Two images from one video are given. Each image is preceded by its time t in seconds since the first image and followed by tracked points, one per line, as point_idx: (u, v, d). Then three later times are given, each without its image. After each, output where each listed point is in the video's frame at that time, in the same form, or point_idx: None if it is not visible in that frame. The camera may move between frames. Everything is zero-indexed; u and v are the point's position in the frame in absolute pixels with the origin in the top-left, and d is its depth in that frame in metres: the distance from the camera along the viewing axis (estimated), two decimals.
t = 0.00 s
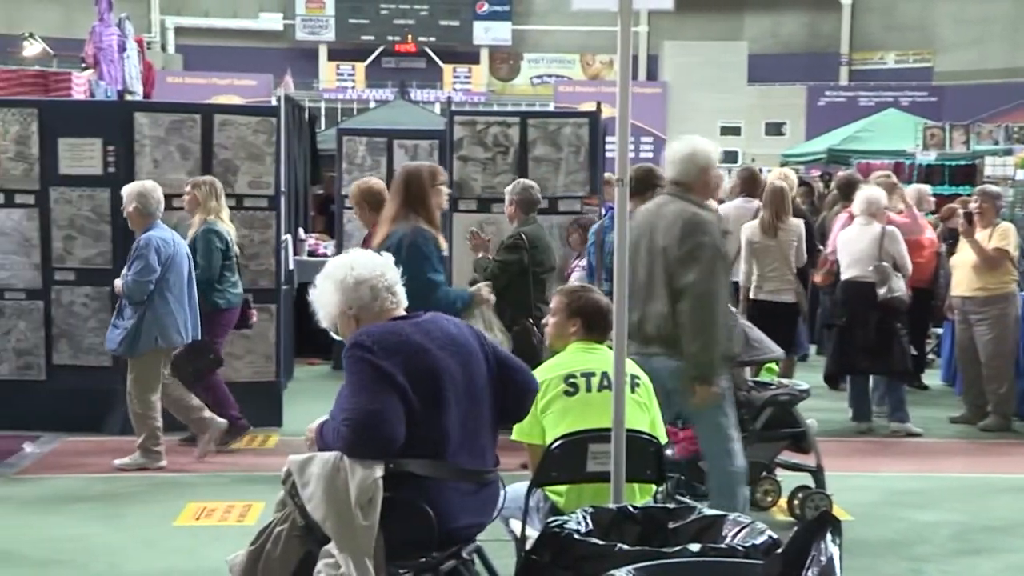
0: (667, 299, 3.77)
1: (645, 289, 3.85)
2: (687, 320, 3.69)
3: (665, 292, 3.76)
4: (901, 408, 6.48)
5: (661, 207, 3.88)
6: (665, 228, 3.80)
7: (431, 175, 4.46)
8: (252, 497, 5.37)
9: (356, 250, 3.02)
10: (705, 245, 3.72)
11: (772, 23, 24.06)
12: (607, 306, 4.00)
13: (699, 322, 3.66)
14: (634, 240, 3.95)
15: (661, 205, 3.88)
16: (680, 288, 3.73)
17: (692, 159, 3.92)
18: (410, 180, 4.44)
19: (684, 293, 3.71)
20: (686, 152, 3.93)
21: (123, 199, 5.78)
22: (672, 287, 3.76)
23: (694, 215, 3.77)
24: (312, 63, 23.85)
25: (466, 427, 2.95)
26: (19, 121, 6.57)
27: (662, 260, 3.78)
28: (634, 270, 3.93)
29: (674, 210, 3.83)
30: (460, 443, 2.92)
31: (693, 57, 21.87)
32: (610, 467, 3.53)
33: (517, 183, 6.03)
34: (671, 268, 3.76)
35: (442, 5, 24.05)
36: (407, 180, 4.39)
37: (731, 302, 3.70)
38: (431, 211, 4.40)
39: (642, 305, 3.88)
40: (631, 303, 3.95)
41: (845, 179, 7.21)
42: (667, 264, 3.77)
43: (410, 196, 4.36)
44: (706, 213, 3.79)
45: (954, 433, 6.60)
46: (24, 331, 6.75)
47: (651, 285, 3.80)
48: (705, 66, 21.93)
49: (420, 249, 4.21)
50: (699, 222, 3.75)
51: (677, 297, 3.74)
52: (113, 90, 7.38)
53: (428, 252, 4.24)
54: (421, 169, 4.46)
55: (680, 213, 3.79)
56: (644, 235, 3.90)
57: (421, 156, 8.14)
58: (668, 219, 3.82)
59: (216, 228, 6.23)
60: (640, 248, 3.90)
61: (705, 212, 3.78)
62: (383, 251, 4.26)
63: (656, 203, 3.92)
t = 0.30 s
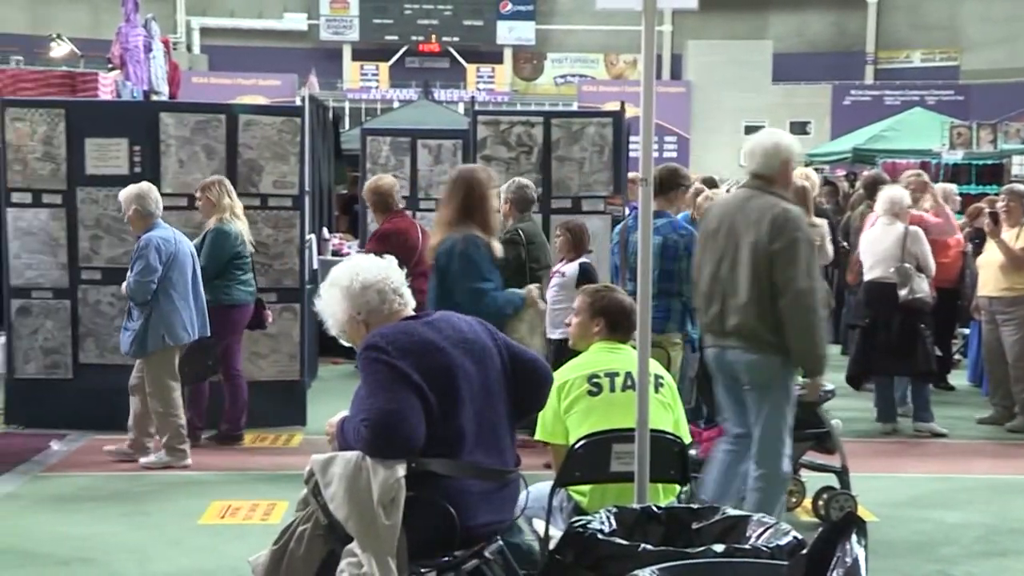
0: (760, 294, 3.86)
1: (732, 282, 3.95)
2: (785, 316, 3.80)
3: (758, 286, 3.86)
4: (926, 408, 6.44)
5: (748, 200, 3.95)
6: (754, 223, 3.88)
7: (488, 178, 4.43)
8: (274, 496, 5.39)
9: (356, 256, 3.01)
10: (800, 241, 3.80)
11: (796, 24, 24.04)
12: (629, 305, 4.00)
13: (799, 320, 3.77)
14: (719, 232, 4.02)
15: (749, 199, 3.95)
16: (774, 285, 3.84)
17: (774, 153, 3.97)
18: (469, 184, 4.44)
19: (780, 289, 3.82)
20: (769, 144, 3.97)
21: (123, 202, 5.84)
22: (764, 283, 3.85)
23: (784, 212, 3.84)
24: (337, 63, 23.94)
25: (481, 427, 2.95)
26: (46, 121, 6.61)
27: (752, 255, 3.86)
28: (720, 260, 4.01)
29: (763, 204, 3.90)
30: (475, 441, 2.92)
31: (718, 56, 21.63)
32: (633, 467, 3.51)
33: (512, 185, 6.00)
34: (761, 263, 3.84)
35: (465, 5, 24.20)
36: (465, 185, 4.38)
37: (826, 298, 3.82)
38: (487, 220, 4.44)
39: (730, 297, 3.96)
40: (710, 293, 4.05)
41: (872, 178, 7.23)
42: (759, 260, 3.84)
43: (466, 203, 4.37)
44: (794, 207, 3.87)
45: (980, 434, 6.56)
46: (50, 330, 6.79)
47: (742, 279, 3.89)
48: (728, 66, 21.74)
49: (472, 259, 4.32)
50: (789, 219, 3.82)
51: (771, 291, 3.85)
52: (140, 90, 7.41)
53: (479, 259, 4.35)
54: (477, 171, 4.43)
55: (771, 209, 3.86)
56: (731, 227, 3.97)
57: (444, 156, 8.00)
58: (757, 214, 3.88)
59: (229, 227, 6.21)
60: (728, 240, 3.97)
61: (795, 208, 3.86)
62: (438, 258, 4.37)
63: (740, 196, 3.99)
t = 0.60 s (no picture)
0: (833, 296, 3.86)
1: (802, 287, 3.94)
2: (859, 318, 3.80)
3: (832, 288, 3.86)
4: (958, 409, 6.39)
5: (815, 203, 3.95)
6: (823, 226, 3.88)
7: (559, 178, 4.39)
8: (302, 496, 5.41)
9: (394, 255, 3.03)
10: (871, 244, 3.80)
11: (827, 23, 23.94)
12: (656, 305, 3.98)
13: (875, 322, 3.77)
14: (785, 235, 4.02)
15: (816, 202, 3.95)
16: (845, 286, 3.84)
17: (840, 156, 3.97)
18: (543, 184, 4.38)
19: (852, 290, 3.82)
20: (838, 147, 3.97)
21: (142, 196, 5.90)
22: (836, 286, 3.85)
23: (855, 214, 3.83)
24: (366, 64, 24.04)
25: (510, 430, 2.95)
26: (79, 123, 6.67)
27: (823, 257, 3.86)
28: (787, 262, 4.01)
29: (832, 207, 3.89)
30: (503, 443, 2.92)
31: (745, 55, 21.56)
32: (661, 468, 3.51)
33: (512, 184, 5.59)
34: (833, 265, 3.85)
35: (495, 5, 24.29)
36: (535, 187, 4.34)
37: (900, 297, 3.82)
38: (563, 220, 4.37)
39: (799, 300, 3.95)
40: (779, 297, 4.03)
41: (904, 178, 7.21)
42: (830, 264, 3.85)
43: (539, 204, 4.32)
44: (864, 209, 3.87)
45: (1013, 436, 6.50)
46: (82, 330, 6.84)
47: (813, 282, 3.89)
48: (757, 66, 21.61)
49: (547, 260, 4.23)
50: (860, 222, 3.82)
51: (844, 293, 3.85)
52: (171, 91, 7.44)
53: (553, 259, 4.26)
54: (547, 172, 4.39)
55: (841, 212, 3.86)
56: (798, 229, 3.97)
57: (472, 156, 8.16)
58: (826, 217, 3.88)
59: (238, 231, 6.22)
60: (796, 244, 3.97)
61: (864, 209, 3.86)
62: (512, 260, 4.31)
63: (807, 199, 3.99)
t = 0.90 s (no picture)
0: (899, 295, 3.84)
1: (871, 286, 3.92)
2: (925, 313, 3.75)
3: (897, 288, 3.84)
4: (986, 410, 6.35)
5: (879, 204, 3.95)
6: (887, 227, 3.88)
7: (632, 180, 4.47)
8: (327, 495, 5.42)
9: (449, 245, 3.02)
10: (935, 241, 3.78)
11: (855, 22, 23.84)
12: (683, 305, 3.97)
13: (940, 316, 3.72)
14: (851, 239, 4.03)
15: (880, 203, 3.95)
16: (912, 284, 3.81)
17: (903, 157, 3.97)
18: (616, 185, 4.47)
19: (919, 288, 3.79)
20: (901, 147, 3.98)
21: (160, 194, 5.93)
22: (902, 283, 3.83)
23: (918, 213, 3.83)
24: (391, 64, 24.13)
25: (544, 431, 2.94)
26: (107, 123, 6.71)
27: (888, 256, 3.85)
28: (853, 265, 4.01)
29: (897, 207, 3.89)
30: (534, 445, 2.91)
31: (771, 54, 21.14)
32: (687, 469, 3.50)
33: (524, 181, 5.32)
34: (898, 264, 3.83)
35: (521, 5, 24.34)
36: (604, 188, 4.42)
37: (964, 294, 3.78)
38: (632, 221, 4.46)
39: (866, 301, 3.94)
40: (850, 301, 4.01)
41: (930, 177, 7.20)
42: (895, 262, 3.84)
43: (608, 204, 4.41)
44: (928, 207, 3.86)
45: None
46: (110, 329, 6.90)
47: (879, 282, 3.88)
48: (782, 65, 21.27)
49: (614, 260, 4.34)
50: (923, 219, 3.81)
51: (910, 292, 3.83)
52: (197, 92, 7.47)
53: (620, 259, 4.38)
54: (614, 172, 4.47)
55: (906, 211, 3.86)
56: (864, 230, 3.97)
57: (498, 156, 8.17)
58: (890, 217, 3.89)
59: (244, 228, 6.27)
60: (861, 246, 3.97)
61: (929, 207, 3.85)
62: (580, 259, 4.42)
63: (872, 201, 3.99)
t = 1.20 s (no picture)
0: (963, 292, 3.92)
1: (934, 281, 3.98)
2: (990, 312, 3.85)
3: (961, 284, 3.91)
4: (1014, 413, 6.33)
5: (941, 201, 4.00)
6: (949, 224, 3.93)
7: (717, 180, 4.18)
8: (353, 493, 5.46)
9: (500, 241, 3.03)
10: (999, 238, 3.85)
11: (883, 20, 23.74)
12: (708, 305, 3.96)
13: (1006, 316, 3.82)
14: (911, 234, 4.08)
15: (942, 199, 3.99)
16: (977, 281, 3.89)
17: (966, 155, 3.98)
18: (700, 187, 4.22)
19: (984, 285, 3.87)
20: (966, 145, 3.98)
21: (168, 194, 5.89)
22: (966, 281, 3.91)
23: (982, 210, 3.89)
24: (417, 64, 24.19)
25: (574, 435, 2.92)
26: (134, 124, 6.73)
27: (952, 252, 3.92)
28: (914, 259, 4.06)
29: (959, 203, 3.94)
30: (563, 450, 2.89)
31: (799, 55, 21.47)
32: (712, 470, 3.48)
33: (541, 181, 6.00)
34: (962, 261, 3.91)
35: (546, 5, 24.39)
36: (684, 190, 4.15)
37: None
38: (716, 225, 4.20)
39: (929, 296, 4.00)
40: (909, 296, 4.07)
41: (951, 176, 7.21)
42: (959, 259, 3.91)
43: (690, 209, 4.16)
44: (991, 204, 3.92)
45: None
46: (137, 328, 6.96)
47: (942, 277, 3.95)
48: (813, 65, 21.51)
49: (696, 270, 4.13)
50: (988, 217, 3.88)
51: (975, 289, 3.90)
52: (223, 92, 7.46)
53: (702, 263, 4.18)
54: (699, 174, 4.21)
55: (969, 208, 3.91)
56: (925, 226, 4.02)
57: (522, 156, 8.20)
58: (953, 214, 3.93)
59: (257, 227, 6.27)
60: (922, 241, 4.02)
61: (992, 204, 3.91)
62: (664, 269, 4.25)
63: (932, 198, 4.03)
